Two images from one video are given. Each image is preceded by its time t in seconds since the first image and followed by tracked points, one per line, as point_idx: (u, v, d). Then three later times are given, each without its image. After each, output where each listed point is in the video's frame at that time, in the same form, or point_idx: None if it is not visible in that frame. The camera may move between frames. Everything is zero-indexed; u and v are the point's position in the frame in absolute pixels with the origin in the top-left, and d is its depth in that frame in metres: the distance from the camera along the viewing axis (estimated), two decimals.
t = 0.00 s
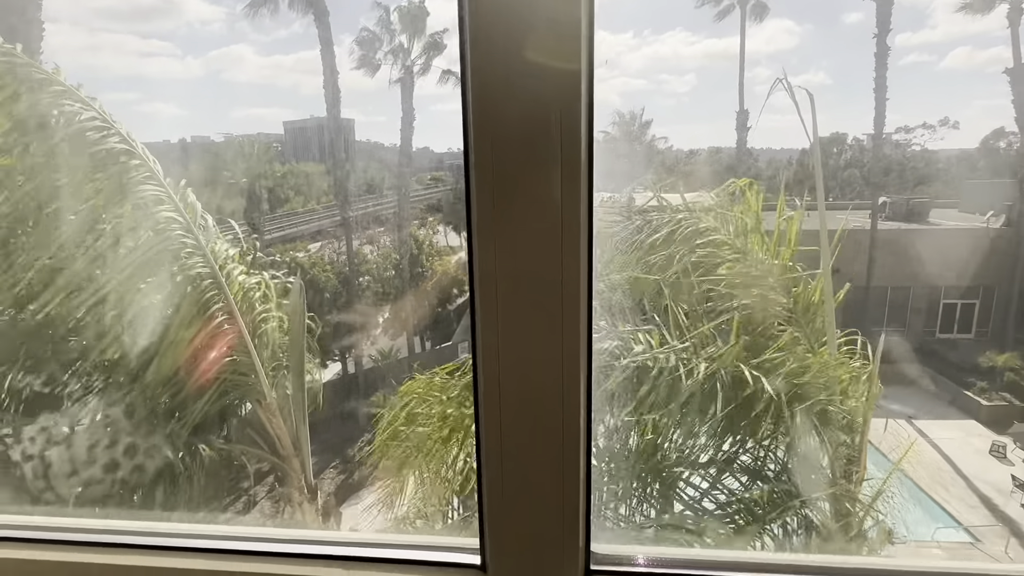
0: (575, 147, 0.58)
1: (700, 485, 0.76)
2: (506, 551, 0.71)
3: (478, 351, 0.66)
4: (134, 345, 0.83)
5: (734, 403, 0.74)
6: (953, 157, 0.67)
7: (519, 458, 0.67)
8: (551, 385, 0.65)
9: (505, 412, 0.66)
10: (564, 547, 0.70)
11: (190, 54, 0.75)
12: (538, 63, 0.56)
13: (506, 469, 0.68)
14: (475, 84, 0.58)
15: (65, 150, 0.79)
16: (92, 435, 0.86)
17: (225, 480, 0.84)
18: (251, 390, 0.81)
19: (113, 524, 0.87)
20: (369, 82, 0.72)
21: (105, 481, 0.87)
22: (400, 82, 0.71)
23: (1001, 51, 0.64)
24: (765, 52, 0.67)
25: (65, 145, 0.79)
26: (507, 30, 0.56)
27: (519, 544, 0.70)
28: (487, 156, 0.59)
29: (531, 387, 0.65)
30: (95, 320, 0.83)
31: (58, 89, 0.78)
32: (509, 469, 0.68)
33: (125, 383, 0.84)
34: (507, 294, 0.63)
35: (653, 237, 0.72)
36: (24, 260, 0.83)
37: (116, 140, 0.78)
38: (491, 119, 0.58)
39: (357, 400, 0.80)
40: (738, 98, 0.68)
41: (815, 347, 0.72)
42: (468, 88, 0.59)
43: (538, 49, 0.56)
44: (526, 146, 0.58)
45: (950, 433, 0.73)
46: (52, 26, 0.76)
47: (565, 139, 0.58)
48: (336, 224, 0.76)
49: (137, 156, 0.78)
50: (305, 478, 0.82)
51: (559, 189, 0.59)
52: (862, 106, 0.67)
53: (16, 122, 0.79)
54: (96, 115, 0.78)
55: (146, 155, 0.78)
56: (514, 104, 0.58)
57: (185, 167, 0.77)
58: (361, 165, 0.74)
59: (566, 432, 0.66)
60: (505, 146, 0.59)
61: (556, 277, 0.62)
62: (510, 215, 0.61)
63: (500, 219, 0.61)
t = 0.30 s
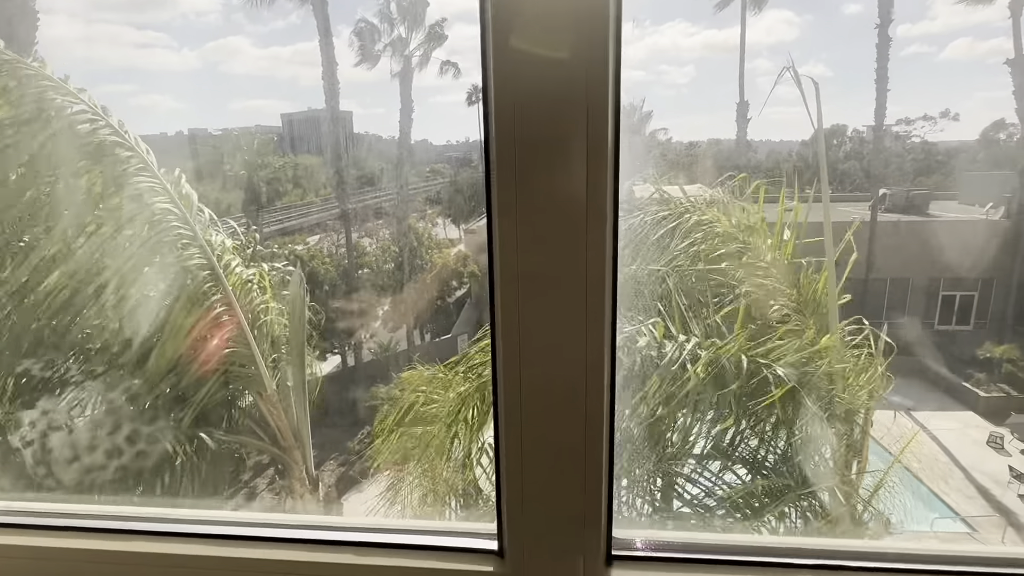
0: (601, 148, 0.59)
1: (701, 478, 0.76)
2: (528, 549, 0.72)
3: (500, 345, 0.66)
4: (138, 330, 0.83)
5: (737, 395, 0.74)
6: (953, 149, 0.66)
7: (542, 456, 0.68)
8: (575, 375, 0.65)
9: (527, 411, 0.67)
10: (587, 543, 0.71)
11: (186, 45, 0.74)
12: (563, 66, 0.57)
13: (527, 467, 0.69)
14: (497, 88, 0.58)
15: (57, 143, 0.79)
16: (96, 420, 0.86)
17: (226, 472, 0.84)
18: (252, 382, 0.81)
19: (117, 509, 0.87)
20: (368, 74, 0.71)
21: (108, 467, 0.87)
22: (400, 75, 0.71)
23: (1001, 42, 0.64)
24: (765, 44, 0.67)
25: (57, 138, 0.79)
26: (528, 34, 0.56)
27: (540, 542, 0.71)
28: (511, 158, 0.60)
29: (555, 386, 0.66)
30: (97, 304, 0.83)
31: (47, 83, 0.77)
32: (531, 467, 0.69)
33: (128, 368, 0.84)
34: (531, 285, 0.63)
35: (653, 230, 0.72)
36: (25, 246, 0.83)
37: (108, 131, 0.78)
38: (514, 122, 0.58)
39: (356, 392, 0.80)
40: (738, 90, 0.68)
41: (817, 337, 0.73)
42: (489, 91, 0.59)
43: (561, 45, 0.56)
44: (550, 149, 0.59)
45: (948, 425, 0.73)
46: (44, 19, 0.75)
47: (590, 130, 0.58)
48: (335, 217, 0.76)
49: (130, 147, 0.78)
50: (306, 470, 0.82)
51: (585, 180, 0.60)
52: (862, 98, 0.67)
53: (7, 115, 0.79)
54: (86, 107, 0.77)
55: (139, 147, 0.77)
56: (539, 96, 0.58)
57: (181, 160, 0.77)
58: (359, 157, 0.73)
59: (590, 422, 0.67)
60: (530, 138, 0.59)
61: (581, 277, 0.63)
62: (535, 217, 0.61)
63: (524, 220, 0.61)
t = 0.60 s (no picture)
0: (609, 146, 0.58)
1: (696, 476, 0.77)
2: (531, 550, 0.71)
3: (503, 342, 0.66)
4: (124, 343, 0.83)
5: (732, 393, 0.75)
6: (948, 142, 0.67)
7: (546, 457, 0.68)
8: (581, 374, 0.65)
9: (530, 412, 0.67)
10: (591, 544, 0.71)
11: (179, 36, 0.73)
12: (569, 63, 0.56)
13: (530, 469, 0.68)
14: (500, 87, 0.58)
15: (45, 138, 0.78)
16: (81, 438, 0.86)
17: (222, 466, 0.84)
18: (246, 378, 0.81)
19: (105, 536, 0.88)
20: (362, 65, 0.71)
21: (95, 485, 0.87)
22: (395, 68, 0.70)
23: (996, 34, 0.64)
24: (761, 36, 0.66)
25: (44, 134, 0.78)
26: (532, 30, 0.56)
27: (544, 543, 0.71)
28: (515, 156, 0.59)
29: (559, 386, 0.65)
30: (83, 318, 0.83)
31: (35, 76, 0.76)
32: (535, 468, 0.68)
33: (114, 384, 0.84)
34: (536, 282, 0.63)
35: (648, 228, 0.72)
36: (7, 264, 0.83)
37: (97, 126, 0.77)
38: (518, 120, 0.58)
39: (352, 386, 0.80)
40: (735, 83, 0.68)
41: (811, 334, 0.73)
42: (491, 90, 0.59)
43: (568, 39, 0.56)
44: (556, 148, 0.59)
45: (941, 417, 0.73)
46: (34, 10, 0.75)
47: (599, 126, 0.58)
48: (330, 210, 0.75)
49: (120, 142, 0.77)
50: (302, 466, 0.82)
51: (593, 177, 0.59)
52: (858, 91, 0.67)
53: None
54: (76, 101, 0.76)
55: (129, 142, 0.77)
56: (547, 91, 0.57)
57: (174, 153, 0.76)
58: (354, 149, 0.73)
59: (595, 420, 0.66)
60: (537, 134, 0.58)
61: (587, 276, 0.62)
62: (540, 216, 0.61)
63: (529, 219, 0.61)
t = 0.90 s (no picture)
0: (610, 143, 0.58)
1: (686, 470, 0.78)
2: (531, 546, 0.72)
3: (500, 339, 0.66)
4: (112, 347, 0.82)
5: (724, 388, 0.75)
6: (936, 135, 0.67)
7: (546, 453, 0.68)
8: (581, 370, 0.65)
9: (529, 408, 0.67)
10: (591, 540, 0.71)
11: (164, 24, 0.72)
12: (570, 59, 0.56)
13: (529, 465, 0.69)
14: (499, 84, 0.57)
15: (31, 132, 0.76)
16: (70, 453, 0.85)
17: (212, 462, 0.83)
18: (236, 374, 0.80)
19: (96, 540, 0.87)
20: (351, 56, 0.70)
21: (84, 501, 0.86)
22: (384, 59, 0.70)
23: (984, 28, 0.64)
24: (752, 28, 0.66)
25: (29, 128, 0.76)
26: (532, 26, 0.55)
27: (544, 538, 0.71)
28: (515, 154, 0.59)
29: (558, 385, 0.66)
30: (70, 326, 0.82)
31: (20, 67, 0.75)
32: (534, 465, 0.69)
33: (103, 398, 0.83)
34: (536, 279, 0.63)
35: (640, 224, 0.72)
36: None
37: (85, 119, 0.75)
38: (518, 118, 0.58)
39: (343, 380, 0.79)
40: (726, 76, 0.68)
41: (803, 330, 0.73)
42: (489, 87, 0.58)
43: (570, 34, 0.55)
44: (555, 145, 0.58)
45: (927, 409, 0.74)
46: None
47: (601, 122, 0.58)
48: (320, 202, 0.75)
49: (109, 136, 0.75)
50: (293, 462, 0.82)
51: (595, 174, 0.59)
52: (848, 85, 0.67)
53: None
54: (63, 94, 0.75)
55: (118, 136, 0.75)
56: (548, 87, 0.57)
57: (160, 144, 0.75)
58: (345, 141, 0.72)
59: (596, 417, 0.67)
60: (537, 129, 0.58)
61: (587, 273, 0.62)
62: (541, 213, 0.61)
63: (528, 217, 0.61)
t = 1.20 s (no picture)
0: (570, 133, 0.59)
1: (670, 461, 0.79)
2: (497, 530, 0.73)
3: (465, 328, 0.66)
4: (94, 347, 0.80)
5: (708, 378, 0.76)
6: (921, 129, 0.68)
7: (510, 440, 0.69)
8: (545, 360, 0.66)
9: (494, 398, 0.67)
10: (557, 525, 0.72)
11: (147, 11, 0.71)
12: (530, 50, 0.56)
13: (495, 453, 0.69)
14: (459, 70, 0.58)
15: (9, 125, 0.75)
16: (49, 470, 0.85)
17: (199, 457, 0.82)
18: (221, 372, 0.80)
19: (81, 539, 0.86)
20: (338, 46, 0.70)
21: (65, 518, 0.86)
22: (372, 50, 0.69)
23: (969, 22, 0.65)
24: (741, 21, 0.66)
25: (7, 122, 0.74)
26: (492, 16, 0.56)
27: (509, 523, 0.72)
28: (475, 140, 0.59)
29: (522, 376, 0.66)
30: (50, 332, 0.80)
31: None
32: (499, 451, 0.69)
33: (84, 411, 0.82)
34: (498, 269, 0.63)
35: (622, 216, 0.72)
36: None
37: (63, 116, 0.74)
38: (478, 105, 0.58)
39: (331, 373, 0.79)
40: (715, 69, 0.68)
41: (788, 326, 0.74)
42: (451, 73, 0.59)
43: (531, 25, 0.56)
44: (515, 132, 0.59)
45: (909, 400, 0.75)
46: None
47: (560, 113, 0.58)
48: (308, 194, 0.74)
49: (88, 133, 0.74)
50: (279, 459, 0.82)
51: (555, 164, 0.60)
52: (835, 79, 0.67)
53: None
54: (41, 90, 0.74)
55: (99, 132, 0.74)
56: (508, 78, 0.57)
57: (144, 135, 0.73)
58: (332, 132, 0.72)
59: (560, 407, 0.67)
60: (497, 120, 0.59)
61: (549, 261, 0.63)
62: (503, 203, 0.61)
63: (490, 204, 0.61)
